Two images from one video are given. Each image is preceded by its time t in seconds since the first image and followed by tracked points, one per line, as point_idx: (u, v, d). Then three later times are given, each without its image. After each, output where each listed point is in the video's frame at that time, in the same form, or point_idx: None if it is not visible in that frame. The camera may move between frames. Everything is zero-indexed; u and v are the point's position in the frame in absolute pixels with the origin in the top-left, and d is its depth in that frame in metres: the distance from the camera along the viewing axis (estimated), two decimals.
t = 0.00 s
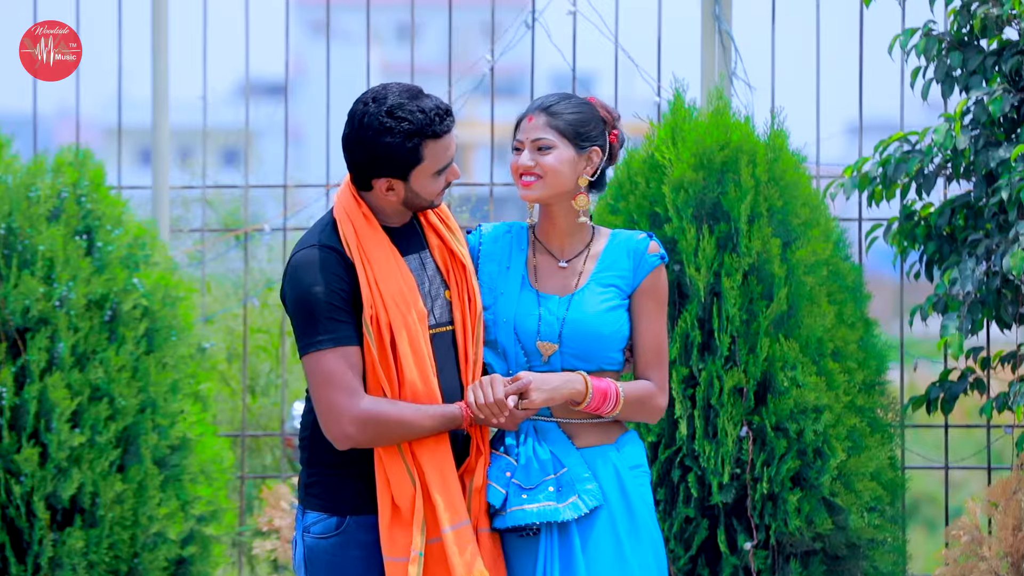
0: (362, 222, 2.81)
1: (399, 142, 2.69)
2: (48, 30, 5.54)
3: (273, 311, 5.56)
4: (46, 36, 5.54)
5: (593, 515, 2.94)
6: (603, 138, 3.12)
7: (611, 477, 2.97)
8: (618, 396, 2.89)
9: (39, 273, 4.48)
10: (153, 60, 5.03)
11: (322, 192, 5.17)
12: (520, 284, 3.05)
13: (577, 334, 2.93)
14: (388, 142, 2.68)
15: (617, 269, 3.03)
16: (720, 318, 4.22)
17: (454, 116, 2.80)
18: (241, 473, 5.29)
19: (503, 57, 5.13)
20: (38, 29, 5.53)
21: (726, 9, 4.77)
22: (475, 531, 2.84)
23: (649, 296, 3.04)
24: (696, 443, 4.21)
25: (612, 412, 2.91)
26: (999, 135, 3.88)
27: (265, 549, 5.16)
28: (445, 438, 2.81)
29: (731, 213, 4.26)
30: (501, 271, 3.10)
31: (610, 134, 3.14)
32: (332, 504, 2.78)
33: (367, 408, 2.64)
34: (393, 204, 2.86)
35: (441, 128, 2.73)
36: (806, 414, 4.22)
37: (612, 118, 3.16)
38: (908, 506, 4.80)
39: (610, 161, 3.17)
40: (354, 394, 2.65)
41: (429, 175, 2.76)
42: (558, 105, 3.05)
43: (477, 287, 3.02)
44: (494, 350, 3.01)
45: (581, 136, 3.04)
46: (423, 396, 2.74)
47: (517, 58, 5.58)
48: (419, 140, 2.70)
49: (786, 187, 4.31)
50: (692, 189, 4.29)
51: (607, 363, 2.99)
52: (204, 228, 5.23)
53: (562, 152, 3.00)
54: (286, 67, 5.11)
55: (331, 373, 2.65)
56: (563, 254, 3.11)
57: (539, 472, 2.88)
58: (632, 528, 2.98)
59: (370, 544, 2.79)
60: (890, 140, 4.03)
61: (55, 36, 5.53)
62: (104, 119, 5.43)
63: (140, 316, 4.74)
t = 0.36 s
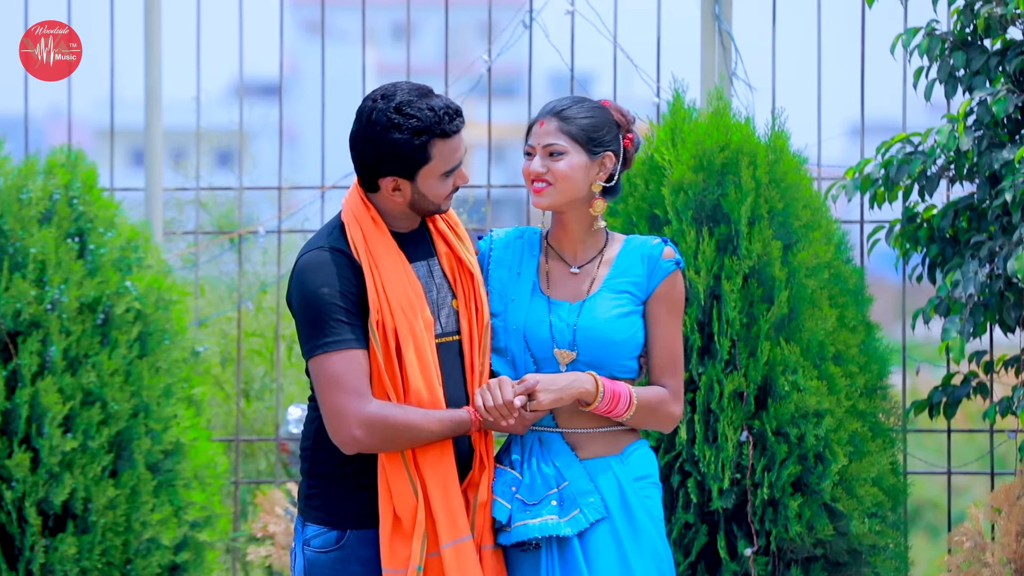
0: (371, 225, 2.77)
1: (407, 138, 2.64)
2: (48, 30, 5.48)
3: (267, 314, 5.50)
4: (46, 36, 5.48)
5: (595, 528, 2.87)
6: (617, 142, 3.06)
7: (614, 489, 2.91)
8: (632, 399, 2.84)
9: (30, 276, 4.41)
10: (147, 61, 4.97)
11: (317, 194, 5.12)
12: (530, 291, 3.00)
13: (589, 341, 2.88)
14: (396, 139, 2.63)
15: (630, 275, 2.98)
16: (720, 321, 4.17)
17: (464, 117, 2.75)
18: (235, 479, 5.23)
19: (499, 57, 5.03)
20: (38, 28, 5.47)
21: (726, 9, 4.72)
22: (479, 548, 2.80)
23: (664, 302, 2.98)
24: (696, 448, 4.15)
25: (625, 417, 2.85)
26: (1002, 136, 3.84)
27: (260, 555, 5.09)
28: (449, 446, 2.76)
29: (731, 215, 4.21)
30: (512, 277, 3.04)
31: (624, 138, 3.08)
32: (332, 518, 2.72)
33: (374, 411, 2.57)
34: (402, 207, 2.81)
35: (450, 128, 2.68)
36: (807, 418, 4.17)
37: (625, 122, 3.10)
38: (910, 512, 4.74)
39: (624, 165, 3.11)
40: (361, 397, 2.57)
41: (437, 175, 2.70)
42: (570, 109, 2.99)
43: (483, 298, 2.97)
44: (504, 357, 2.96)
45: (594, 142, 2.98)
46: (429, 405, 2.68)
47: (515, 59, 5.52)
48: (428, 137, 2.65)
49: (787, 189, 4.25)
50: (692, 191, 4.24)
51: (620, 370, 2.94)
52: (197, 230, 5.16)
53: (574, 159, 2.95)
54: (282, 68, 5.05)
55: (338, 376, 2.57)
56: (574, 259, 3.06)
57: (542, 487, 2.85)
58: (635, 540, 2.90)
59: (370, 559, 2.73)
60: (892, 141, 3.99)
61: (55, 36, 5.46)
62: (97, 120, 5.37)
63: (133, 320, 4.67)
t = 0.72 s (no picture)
0: (378, 228, 2.77)
1: (417, 129, 2.66)
2: (47, 30, 5.43)
3: (264, 318, 5.46)
4: (46, 36, 5.43)
5: (600, 535, 2.84)
6: (629, 147, 3.02)
7: (621, 497, 2.88)
8: (638, 400, 2.78)
9: (26, 279, 4.38)
10: (144, 62, 4.95)
11: (313, 197, 5.10)
12: (538, 294, 2.99)
13: (594, 344, 2.86)
14: (405, 130, 2.65)
15: (641, 280, 2.94)
16: (720, 325, 4.15)
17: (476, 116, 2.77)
18: (231, 483, 5.19)
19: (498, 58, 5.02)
20: (38, 28, 5.41)
21: (726, 10, 4.69)
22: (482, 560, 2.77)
23: (676, 308, 2.92)
24: (696, 452, 4.13)
25: (632, 418, 2.80)
26: (1003, 138, 3.82)
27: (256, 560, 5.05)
28: (451, 449, 2.73)
29: (731, 218, 4.18)
30: (521, 281, 3.04)
31: (636, 142, 3.05)
32: (335, 529, 2.71)
33: (379, 414, 2.56)
34: (410, 209, 2.80)
35: (461, 124, 2.70)
36: (807, 422, 4.14)
37: (638, 125, 3.06)
38: (911, 516, 4.71)
39: (637, 169, 3.08)
40: (365, 399, 2.57)
41: (445, 172, 2.71)
42: (582, 115, 2.95)
43: (491, 306, 2.96)
44: (509, 361, 2.94)
45: (606, 147, 2.95)
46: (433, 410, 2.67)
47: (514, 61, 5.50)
48: (437, 129, 2.67)
49: (787, 191, 4.23)
50: (691, 193, 4.22)
51: (629, 375, 2.89)
52: (194, 233, 5.13)
53: (585, 166, 2.92)
54: (279, 70, 5.03)
55: (343, 378, 2.57)
56: (585, 264, 3.04)
57: (546, 491, 2.82)
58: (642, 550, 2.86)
59: (371, 571, 2.73)
60: (893, 144, 3.96)
61: (55, 37, 5.42)
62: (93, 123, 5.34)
63: (129, 323, 4.64)
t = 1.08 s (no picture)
0: (385, 222, 2.80)
1: (426, 110, 2.71)
2: (48, 30, 5.39)
3: (259, 325, 5.40)
4: (46, 36, 5.39)
5: (617, 533, 2.77)
6: (642, 149, 2.95)
7: (637, 496, 2.80)
8: (642, 399, 2.71)
9: (18, 287, 4.33)
10: (138, 67, 4.91)
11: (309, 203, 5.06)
12: (550, 293, 2.95)
13: (604, 341, 2.80)
14: (414, 109, 2.70)
15: (656, 281, 2.87)
16: (719, 332, 4.11)
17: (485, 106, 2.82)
18: (226, 493, 5.13)
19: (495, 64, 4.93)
20: (38, 28, 5.37)
21: (726, 14, 4.65)
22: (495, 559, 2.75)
23: (692, 311, 2.83)
24: (695, 462, 4.08)
25: (637, 416, 2.72)
26: (1005, 143, 3.80)
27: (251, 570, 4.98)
28: (459, 445, 2.71)
29: (730, 224, 4.15)
30: (534, 280, 3.00)
31: (651, 142, 2.98)
32: (343, 530, 2.71)
33: (379, 410, 2.56)
34: (418, 201, 2.82)
35: (470, 108, 2.75)
36: (807, 431, 4.10)
37: (651, 125, 2.99)
38: (912, 527, 4.65)
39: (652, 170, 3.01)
40: (366, 395, 2.58)
41: (452, 158, 2.74)
42: (593, 119, 2.89)
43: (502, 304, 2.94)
44: (518, 360, 2.90)
45: (618, 153, 2.88)
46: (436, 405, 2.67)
47: (511, 66, 5.46)
48: (446, 111, 2.71)
49: (787, 198, 4.19)
50: (689, 200, 4.19)
51: (640, 377, 2.82)
52: (188, 240, 5.09)
53: (597, 173, 2.86)
54: (276, 74, 5.00)
55: (343, 373, 2.58)
56: (601, 266, 2.98)
57: (558, 489, 2.76)
58: (662, 549, 2.79)
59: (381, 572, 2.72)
60: (894, 149, 3.93)
61: (55, 36, 5.38)
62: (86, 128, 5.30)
63: (122, 331, 4.58)
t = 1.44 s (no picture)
0: (388, 223, 2.77)
1: (425, 98, 2.71)
2: (47, 30, 5.27)
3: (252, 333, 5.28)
4: (46, 36, 5.27)
5: (622, 544, 2.72)
6: (647, 158, 2.89)
7: (643, 509, 2.75)
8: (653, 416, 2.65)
9: (7, 294, 4.28)
10: (130, 72, 4.86)
11: (302, 209, 5.01)
12: (557, 307, 2.89)
13: (610, 361, 2.75)
14: (413, 97, 2.70)
15: (664, 298, 2.81)
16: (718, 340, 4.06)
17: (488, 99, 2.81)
18: (218, 502, 5.06)
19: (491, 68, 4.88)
20: (37, 28, 5.26)
21: (724, 19, 4.62)
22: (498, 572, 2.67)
23: (701, 329, 2.78)
24: (692, 471, 4.04)
25: (645, 431, 2.66)
26: (1008, 150, 3.76)
27: None
28: (462, 450, 2.66)
29: (728, 231, 4.11)
30: (542, 293, 2.94)
31: (658, 152, 2.92)
32: (347, 537, 2.65)
33: (380, 410, 2.51)
34: (420, 197, 2.79)
35: (472, 99, 2.74)
36: (807, 440, 4.05)
37: (660, 134, 2.93)
38: (913, 537, 4.60)
39: (659, 181, 2.94)
40: (365, 396, 2.52)
41: (454, 150, 2.73)
42: (596, 125, 2.85)
43: (510, 312, 2.87)
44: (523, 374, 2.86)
45: (621, 160, 2.83)
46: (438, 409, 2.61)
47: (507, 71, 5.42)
48: (446, 99, 2.71)
49: (787, 204, 4.14)
50: (687, 206, 4.15)
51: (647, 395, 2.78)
52: (179, 246, 5.04)
53: (597, 179, 2.81)
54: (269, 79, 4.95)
55: (342, 373, 2.53)
56: (609, 279, 2.93)
57: (563, 503, 2.71)
58: (667, 561, 2.74)
59: None
60: (894, 155, 3.90)
61: (55, 36, 5.28)
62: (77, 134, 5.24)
63: (113, 339, 4.52)
